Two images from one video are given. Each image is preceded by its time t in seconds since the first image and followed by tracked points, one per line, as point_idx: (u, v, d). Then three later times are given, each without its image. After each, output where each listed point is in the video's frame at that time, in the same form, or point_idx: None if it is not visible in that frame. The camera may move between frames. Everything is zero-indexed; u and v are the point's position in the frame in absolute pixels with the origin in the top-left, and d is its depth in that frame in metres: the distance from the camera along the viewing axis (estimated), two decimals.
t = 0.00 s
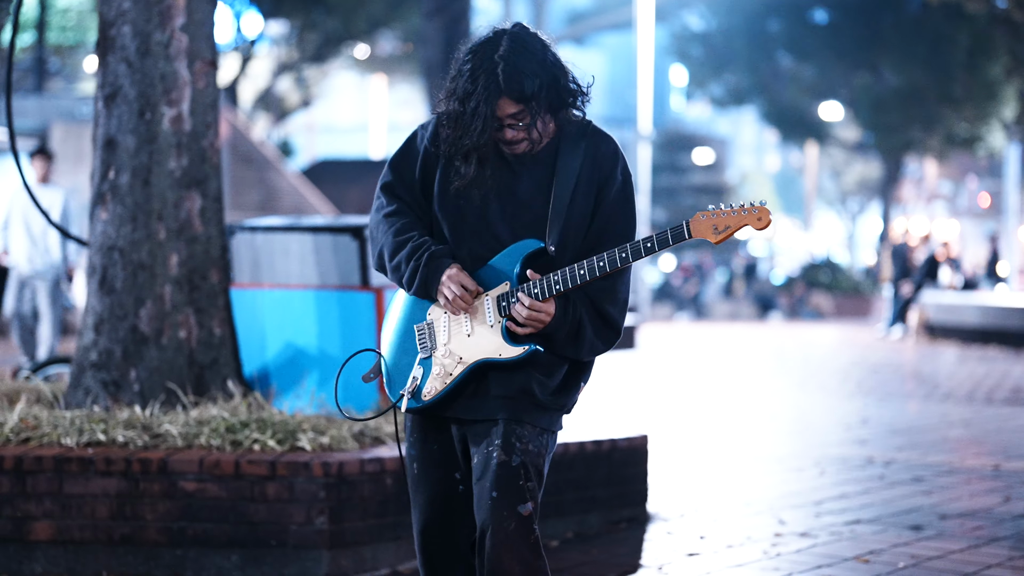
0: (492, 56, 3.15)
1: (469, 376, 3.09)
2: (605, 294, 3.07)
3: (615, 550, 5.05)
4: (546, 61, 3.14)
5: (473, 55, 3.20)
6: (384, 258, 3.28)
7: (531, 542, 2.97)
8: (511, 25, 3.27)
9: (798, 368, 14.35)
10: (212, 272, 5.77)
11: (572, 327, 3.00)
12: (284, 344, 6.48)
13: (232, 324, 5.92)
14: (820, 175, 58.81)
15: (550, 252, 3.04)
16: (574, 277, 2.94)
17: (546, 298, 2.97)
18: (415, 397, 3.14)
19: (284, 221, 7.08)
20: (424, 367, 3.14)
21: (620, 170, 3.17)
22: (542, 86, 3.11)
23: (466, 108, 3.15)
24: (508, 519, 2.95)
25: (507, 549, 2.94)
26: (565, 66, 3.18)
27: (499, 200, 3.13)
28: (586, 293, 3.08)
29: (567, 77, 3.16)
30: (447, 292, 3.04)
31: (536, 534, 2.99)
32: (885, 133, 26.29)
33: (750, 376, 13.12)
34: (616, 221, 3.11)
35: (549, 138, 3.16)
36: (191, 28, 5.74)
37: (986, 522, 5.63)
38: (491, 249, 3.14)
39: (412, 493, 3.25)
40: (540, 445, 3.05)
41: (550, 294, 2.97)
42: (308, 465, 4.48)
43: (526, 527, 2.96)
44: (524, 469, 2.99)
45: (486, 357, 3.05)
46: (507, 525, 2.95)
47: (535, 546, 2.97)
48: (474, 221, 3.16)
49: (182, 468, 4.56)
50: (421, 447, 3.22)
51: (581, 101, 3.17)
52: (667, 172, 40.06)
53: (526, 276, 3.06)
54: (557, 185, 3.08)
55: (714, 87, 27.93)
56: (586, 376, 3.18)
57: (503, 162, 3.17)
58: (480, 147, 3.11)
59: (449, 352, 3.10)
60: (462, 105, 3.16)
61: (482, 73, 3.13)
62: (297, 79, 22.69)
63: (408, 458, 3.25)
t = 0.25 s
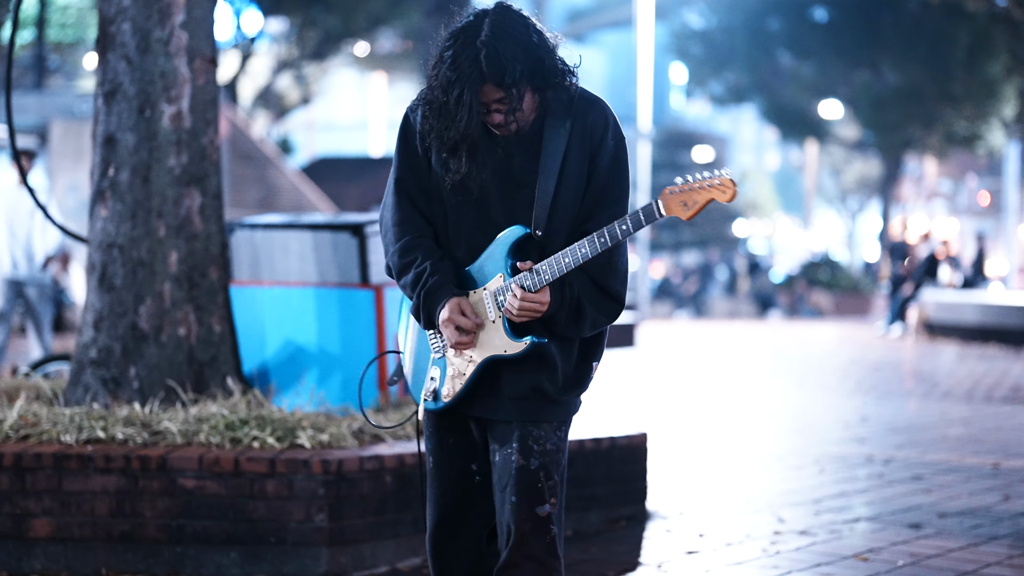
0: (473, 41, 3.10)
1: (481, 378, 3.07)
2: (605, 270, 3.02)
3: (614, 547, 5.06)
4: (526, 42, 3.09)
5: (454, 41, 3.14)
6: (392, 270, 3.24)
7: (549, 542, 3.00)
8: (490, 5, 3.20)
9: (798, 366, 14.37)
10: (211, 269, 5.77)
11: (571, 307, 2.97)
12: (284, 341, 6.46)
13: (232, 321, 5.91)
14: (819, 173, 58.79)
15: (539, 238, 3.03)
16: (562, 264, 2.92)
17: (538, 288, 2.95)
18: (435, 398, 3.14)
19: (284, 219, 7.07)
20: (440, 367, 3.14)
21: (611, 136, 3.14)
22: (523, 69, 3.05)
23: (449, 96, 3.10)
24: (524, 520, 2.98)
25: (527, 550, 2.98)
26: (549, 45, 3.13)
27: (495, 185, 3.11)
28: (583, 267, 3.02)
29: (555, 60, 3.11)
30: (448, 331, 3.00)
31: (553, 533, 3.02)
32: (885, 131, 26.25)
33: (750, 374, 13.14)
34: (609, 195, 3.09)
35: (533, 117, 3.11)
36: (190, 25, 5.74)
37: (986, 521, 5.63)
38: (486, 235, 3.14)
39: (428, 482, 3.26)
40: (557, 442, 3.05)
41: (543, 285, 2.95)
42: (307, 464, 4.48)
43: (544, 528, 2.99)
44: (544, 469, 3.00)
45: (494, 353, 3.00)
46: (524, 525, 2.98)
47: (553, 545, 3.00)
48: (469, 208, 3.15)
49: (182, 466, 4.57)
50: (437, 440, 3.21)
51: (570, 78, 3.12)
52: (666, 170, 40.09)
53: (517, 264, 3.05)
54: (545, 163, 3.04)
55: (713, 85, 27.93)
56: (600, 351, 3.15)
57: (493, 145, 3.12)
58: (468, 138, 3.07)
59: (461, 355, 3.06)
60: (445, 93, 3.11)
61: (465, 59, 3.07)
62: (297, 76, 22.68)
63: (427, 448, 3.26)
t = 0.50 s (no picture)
0: (460, 13, 3.00)
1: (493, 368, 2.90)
2: (602, 249, 2.80)
3: (614, 547, 5.05)
4: (516, 17, 2.99)
5: (441, 15, 3.04)
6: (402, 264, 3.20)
7: (554, 548, 2.88)
8: None
9: (798, 365, 14.35)
10: (211, 268, 5.76)
11: (559, 275, 2.75)
12: (284, 341, 6.46)
13: (231, 320, 5.91)
14: (819, 172, 58.84)
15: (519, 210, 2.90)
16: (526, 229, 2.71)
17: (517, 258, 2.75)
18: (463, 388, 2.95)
19: (283, 218, 7.03)
20: (463, 356, 2.98)
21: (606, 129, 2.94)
22: (510, 44, 2.95)
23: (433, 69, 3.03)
24: (528, 528, 2.87)
25: (529, 558, 2.87)
26: (537, 25, 3.04)
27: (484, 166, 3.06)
28: (579, 245, 2.80)
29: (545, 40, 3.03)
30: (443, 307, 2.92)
31: (559, 538, 2.89)
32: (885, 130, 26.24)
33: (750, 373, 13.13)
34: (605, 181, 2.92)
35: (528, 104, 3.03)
36: (190, 25, 5.74)
37: (986, 520, 5.63)
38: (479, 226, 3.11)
39: (414, 483, 3.06)
40: (565, 445, 2.91)
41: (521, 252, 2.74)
42: (307, 463, 4.48)
43: (548, 534, 2.87)
44: (548, 475, 2.88)
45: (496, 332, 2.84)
46: (528, 532, 2.87)
47: (559, 550, 2.88)
48: (463, 191, 3.11)
49: (182, 465, 4.57)
50: (430, 439, 3.04)
51: (558, 61, 3.02)
52: (666, 169, 40.17)
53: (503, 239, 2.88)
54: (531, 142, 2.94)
55: (714, 85, 27.97)
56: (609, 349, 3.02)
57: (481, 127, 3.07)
58: (450, 111, 2.99)
59: (474, 338, 2.92)
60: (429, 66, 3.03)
61: (449, 29, 2.98)
62: (297, 75, 22.69)
63: (417, 447, 3.07)
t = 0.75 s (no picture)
0: None
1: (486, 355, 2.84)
2: (592, 227, 2.76)
3: (614, 546, 5.05)
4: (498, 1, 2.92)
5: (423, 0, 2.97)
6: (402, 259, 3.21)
7: (554, 547, 2.85)
8: None
9: (798, 364, 14.34)
10: (211, 268, 5.76)
11: (543, 248, 2.71)
12: (285, 340, 6.46)
13: (231, 320, 5.91)
14: (819, 172, 58.82)
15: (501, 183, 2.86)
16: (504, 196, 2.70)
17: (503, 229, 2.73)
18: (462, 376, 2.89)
19: (284, 218, 7.02)
20: (458, 344, 2.93)
21: (597, 116, 2.89)
22: (491, 28, 2.87)
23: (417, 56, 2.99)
24: (529, 527, 2.86)
25: (529, 559, 2.85)
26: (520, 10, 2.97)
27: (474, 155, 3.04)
28: (571, 224, 2.76)
29: (527, 24, 2.96)
30: (412, 271, 2.99)
31: (560, 538, 2.87)
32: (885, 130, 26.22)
33: (750, 373, 13.12)
34: (598, 167, 2.85)
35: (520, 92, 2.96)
36: (191, 24, 5.74)
37: (986, 519, 5.63)
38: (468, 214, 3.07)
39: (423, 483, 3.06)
40: (566, 444, 2.88)
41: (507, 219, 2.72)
42: (307, 462, 4.48)
43: (548, 535, 2.85)
44: (550, 473, 2.86)
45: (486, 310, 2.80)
46: (530, 533, 2.85)
47: (560, 550, 2.86)
48: (458, 178, 3.09)
49: (182, 464, 4.57)
50: (437, 440, 3.04)
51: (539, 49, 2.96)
52: (666, 168, 40.18)
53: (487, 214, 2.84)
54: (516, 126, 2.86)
55: (714, 84, 27.98)
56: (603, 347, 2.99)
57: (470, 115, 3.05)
58: (433, 95, 2.97)
59: (466, 322, 2.88)
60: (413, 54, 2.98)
61: (430, 14, 2.91)
62: (297, 74, 22.68)
63: (425, 449, 3.07)
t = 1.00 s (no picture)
0: (419, 12, 2.93)
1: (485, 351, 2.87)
2: (596, 225, 2.76)
3: (614, 545, 5.06)
4: (474, 8, 2.90)
5: (401, 17, 2.97)
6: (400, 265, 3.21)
7: (543, 545, 2.84)
8: None
9: (798, 364, 14.35)
10: (211, 267, 5.76)
11: (551, 249, 2.70)
12: (284, 340, 6.47)
13: (231, 319, 5.91)
14: (819, 171, 58.80)
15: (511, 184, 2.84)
16: (517, 195, 2.69)
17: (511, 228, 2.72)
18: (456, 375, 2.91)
19: (283, 217, 7.02)
20: (456, 345, 2.93)
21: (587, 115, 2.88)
22: (469, 37, 2.86)
23: (401, 71, 2.98)
24: (518, 522, 2.84)
25: (518, 556, 2.83)
26: (497, 13, 2.94)
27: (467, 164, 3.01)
28: (573, 222, 2.76)
29: (508, 30, 2.94)
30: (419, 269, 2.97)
31: (550, 535, 2.86)
32: (885, 129, 26.21)
33: (750, 372, 13.13)
34: (592, 167, 2.85)
35: (508, 95, 2.96)
36: (191, 24, 5.73)
37: (986, 518, 5.63)
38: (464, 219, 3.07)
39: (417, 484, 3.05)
40: (557, 442, 2.88)
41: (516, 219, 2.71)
42: (307, 461, 4.48)
43: (537, 531, 2.84)
44: (540, 470, 2.86)
45: (487, 308, 2.80)
46: (517, 530, 2.84)
47: (548, 547, 2.84)
48: (454, 186, 3.08)
49: (182, 464, 4.56)
50: (430, 440, 3.02)
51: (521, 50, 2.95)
52: (666, 168, 40.22)
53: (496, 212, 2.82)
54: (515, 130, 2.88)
55: (714, 83, 28.00)
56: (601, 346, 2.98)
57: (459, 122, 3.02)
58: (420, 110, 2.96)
59: (465, 322, 2.89)
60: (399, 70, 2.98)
61: (408, 33, 2.93)
62: (297, 74, 22.68)
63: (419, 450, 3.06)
